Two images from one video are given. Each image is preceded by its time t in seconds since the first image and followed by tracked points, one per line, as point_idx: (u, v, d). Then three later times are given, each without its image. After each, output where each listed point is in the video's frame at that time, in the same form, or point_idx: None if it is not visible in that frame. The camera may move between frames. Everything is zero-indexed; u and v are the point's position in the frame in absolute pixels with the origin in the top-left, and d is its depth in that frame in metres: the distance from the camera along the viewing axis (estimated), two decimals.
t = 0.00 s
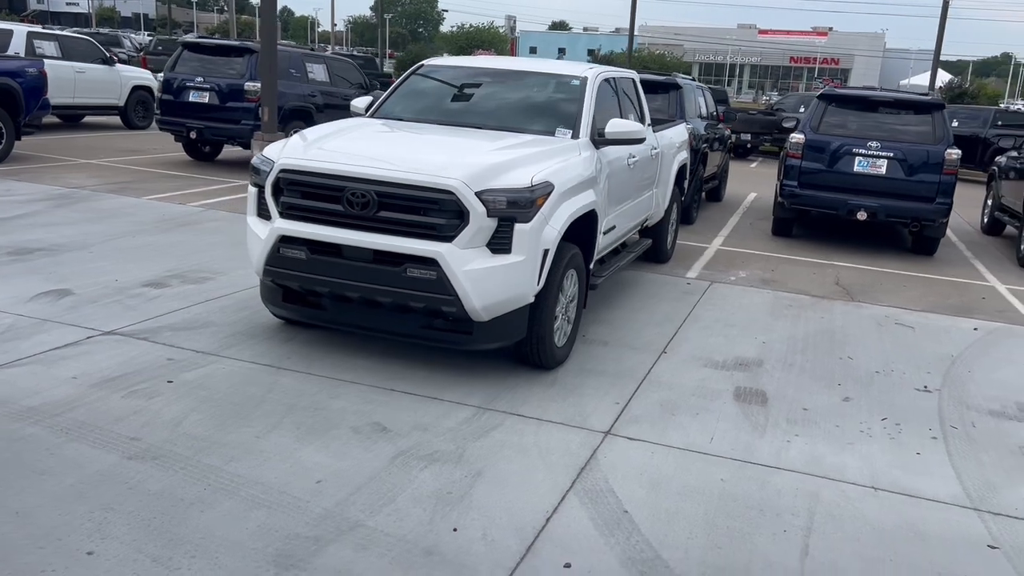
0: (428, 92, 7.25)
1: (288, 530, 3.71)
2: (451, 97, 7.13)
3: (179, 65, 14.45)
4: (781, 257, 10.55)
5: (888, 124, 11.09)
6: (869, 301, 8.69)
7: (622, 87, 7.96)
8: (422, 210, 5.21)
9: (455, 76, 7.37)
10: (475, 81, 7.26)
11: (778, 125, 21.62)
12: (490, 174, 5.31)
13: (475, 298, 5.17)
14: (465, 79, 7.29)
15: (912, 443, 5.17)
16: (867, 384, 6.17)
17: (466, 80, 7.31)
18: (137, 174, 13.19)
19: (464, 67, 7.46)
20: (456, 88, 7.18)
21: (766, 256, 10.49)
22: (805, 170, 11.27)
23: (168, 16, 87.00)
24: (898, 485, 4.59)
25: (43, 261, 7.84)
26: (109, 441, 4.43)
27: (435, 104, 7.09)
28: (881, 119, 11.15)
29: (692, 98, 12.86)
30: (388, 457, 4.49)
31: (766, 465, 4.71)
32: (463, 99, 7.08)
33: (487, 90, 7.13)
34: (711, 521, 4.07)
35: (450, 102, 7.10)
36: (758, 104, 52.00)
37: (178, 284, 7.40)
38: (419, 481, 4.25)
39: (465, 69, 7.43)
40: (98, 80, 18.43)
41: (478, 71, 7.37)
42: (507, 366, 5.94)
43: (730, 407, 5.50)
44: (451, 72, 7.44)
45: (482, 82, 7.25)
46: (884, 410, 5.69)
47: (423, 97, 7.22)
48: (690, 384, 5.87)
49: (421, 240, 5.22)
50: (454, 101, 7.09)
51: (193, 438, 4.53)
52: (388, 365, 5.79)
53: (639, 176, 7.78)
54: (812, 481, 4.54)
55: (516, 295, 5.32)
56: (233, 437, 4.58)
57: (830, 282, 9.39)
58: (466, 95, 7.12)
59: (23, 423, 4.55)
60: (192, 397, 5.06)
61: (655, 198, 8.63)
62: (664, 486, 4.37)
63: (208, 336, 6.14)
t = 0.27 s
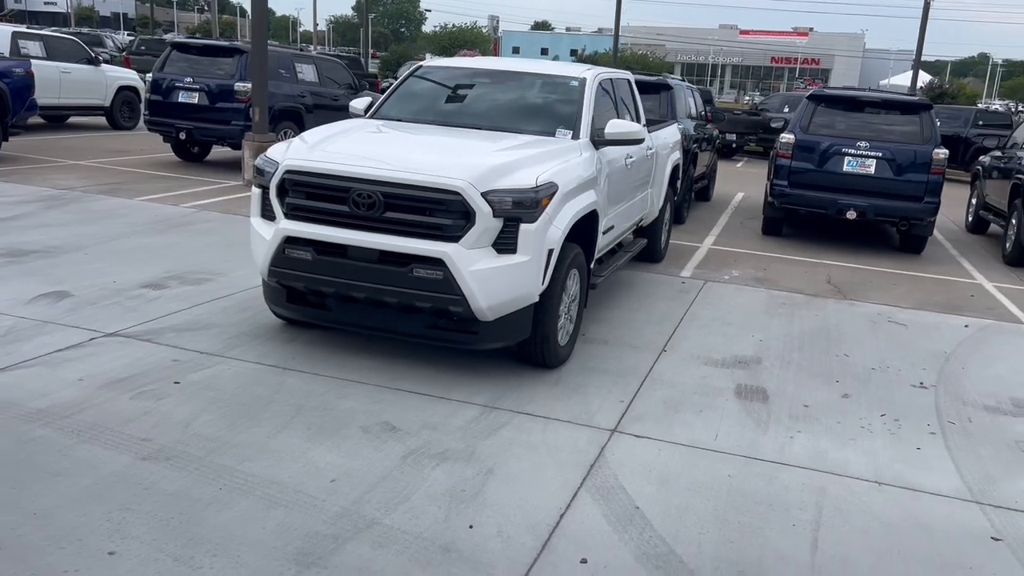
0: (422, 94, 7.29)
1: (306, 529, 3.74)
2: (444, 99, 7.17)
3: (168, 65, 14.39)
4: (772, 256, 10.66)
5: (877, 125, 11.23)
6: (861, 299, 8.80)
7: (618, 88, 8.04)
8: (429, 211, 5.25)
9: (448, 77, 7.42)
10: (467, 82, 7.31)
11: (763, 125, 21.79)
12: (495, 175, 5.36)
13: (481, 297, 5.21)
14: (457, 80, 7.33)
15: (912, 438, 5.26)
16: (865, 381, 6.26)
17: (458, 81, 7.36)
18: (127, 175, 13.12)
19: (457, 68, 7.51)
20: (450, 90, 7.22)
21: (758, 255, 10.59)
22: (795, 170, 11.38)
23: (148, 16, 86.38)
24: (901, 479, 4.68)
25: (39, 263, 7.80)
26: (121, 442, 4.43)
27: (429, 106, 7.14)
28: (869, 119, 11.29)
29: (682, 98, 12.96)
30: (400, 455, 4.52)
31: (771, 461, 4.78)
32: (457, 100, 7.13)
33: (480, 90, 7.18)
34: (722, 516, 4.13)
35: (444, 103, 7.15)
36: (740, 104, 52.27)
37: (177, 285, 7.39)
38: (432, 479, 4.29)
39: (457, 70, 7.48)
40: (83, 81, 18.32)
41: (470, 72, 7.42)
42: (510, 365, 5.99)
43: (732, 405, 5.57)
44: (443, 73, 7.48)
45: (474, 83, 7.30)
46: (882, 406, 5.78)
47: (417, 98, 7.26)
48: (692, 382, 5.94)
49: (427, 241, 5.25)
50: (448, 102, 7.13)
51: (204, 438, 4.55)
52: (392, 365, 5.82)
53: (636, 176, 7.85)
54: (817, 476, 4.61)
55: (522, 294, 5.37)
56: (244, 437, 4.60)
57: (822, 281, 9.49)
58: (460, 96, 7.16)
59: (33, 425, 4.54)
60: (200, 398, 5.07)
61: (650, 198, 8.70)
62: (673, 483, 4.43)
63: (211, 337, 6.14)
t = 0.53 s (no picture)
0: (416, 96, 7.36)
1: (321, 526, 3.81)
2: (438, 101, 7.24)
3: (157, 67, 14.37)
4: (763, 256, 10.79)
5: (864, 126, 11.39)
6: (851, 298, 8.94)
7: (612, 90, 8.14)
8: (432, 212, 5.33)
9: (441, 79, 7.49)
10: (461, 84, 7.39)
11: (748, 126, 21.98)
12: (498, 177, 5.43)
13: (485, 298, 5.28)
14: (451, 83, 7.41)
15: (907, 433, 5.38)
16: (859, 378, 6.38)
17: (452, 83, 7.43)
18: (118, 177, 13.10)
19: (450, 71, 7.59)
20: (443, 92, 7.30)
21: (748, 255, 10.72)
22: (784, 171, 11.52)
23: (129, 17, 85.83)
24: (898, 473, 4.79)
25: (36, 265, 7.81)
26: (133, 442, 4.48)
27: (423, 109, 7.21)
28: (856, 120, 11.45)
29: (671, 100, 13.07)
30: (408, 453, 4.59)
31: (771, 456, 4.88)
32: (450, 103, 7.20)
33: (473, 92, 7.26)
34: (726, 510, 4.23)
35: (438, 105, 7.22)
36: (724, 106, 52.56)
37: (176, 287, 7.42)
38: (441, 476, 4.36)
39: (451, 73, 7.55)
40: (70, 82, 18.26)
41: (463, 75, 7.50)
42: (511, 364, 6.07)
43: (730, 402, 5.68)
44: (436, 76, 7.56)
45: (467, 85, 7.38)
46: (877, 403, 5.90)
47: (411, 101, 7.33)
48: (690, 380, 6.04)
49: (431, 242, 5.33)
50: (442, 105, 7.20)
51: (215, 438, 4.60)
52: (395, 365, 5.89)
53: (630, 177, 7.95)
54: (817, 472, 4.72)
55: (524, 295, 5.45)
56: (254, 436, 4.66)
57: (812, 280, 9.63)
58: (454, 99, 7.24)
59: (43, 426, 4.58)
60: (207, 398, 5.12)
61: (644, 199, 8.80)
62: (677, 478, 4.52)
63: (213, 338, 6.18)
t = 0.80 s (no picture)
0: (411, 103, 7.46)
1: (336, 526, 3.90)
2: (433, 108, 7.35)
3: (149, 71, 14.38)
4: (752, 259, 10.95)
5: (851, 131, 11.57)
6: (840, 301, 9.10)
7: (606, 97, 8.27)
8: (435, 219, 5.43)
9: (435, 86, 7.60)
10: (455, 91, 7.50)
11: (734, 129, 22.19)
12: (500, 184, 5.54)
13: (487, 302, 5.39)
14: (445, 89, 7.52)
15: (899, 433, 5.53)
16: (851, 379, 6.53)
17: (446, 90, 7.54)
18: (110, 182, 13.12)
19: (445, 77, 7.70)
20: (438, 99, 7.41)
21: (739, 258, 10.87)
22: (772, 175, 11.68)
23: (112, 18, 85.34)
24: (892, 472, 4.93)
25: (35, 271, 7.85)
26: (145, 446, 4.56)
27: (419, 115, 7.31)
28: (843, 125, 11.63)
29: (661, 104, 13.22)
30: (416, 455, 4.69)
31: (769, 456, 5.01)
32: (445, 109, 7.31)
33: (467, 99, 7.38)
34: (727, 508, 4.35)
35: (433, 112, 7.32)
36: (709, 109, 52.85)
37: (176, 292, 7.48)
38: (450, 478, 4.47)
39: (446, 80, 7.66)
40: (59, 86, 18.23)
41: (457, 81, 7.61)
42: (511, 367, 6.17)
43: (727, 403, 5.81)
44: (430, 83, 7.67)
45: (460, 92, 7.49)
46: (869, 403, 6.05)
47: (407, 108, 7.43)
48: (687, 382, 6.16)
49: (435, 248, 5.43)
50: (437, 111, 7.31)
51: (226, 442, 4.68)
52: (397, 368, 5.98)
53: (624, 182, 8.08)
54: (813, 470, 4.85)
55: (526, 299, 5.56)
56: (264, 440, 4.74)
57: (802, 283, 9.78)
58: (448, 105, 7.35)
59: (56, 431, 4.65)
60: (215, 402, 5.20)
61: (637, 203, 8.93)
62: (679, 478, 4.64)
63: (217, 343, 6.26)
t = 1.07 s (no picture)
0: (409, 112, 7.53)
1: (356, 533, 3.96)
2: (432, 116, 7.42)
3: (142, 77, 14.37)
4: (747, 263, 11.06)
5: (843, 137, 11.71)
6: (835, 305, 9.21)
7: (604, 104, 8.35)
8: (444, 228, 5.50)
9: (432, 95, 7.67)
10: (452, 99, 7.58)
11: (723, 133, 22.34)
12: (507, 193, 5.61)
13: (495, 310, 5.46)
14: (441, 98, 7.59)
15: (899, 437, 5.63)
16: (850, 384, 6.63)
17: (443, 98, 7.61)
18: (105, 188, 13.10)
19: (443, 86, 7.77)
20: (436, 107, 7.48)
21: (733, 263, 10.98)
22: (766, 180, 11.81)
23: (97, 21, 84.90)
24: (895, 475, 5.03)
25: (37, 279, 7.86)
26: (161, 455, 4.61)
27: (418, 124, 7.38)
28: (836, 131, 11.76)
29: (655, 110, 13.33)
30: (429, 462, 4.76)
31: (774, 461, 5.10)
32: (443, 117, 7.38)
33: (463, 107, 7.46)
34: (737, 513, 4.43)
35: (431, 120, 7.39)
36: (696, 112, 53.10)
37: (180, 300, 7.51)
38: (464, 484, 4.53)
39: (443, 89, 7.73)
40: (50, 91, 18.17)
41: (454, 89, 7.69)
42: (517, 374, 6.24)
43: (730, 409, 5.89)
44: (427, 92, 7.74)
45: (457, 100, 7.57)
46: (869, 408, 6.15)
47: (405, 117, 7.50)
48: (690, 387, 6.25)
49: (443, 257, 5.49)
50: (435, 120, 7.38)
51: (240, 450, 4.73)
52: (404, 376, 6.04)
53: (623, 189, 8.17)
54: (818, 475, 4.94)
55: (532, 306, 5.63)
56: (277, 448, 4.79)
57: (797, 288, 9.90)
58: (446, 113, 7.43)
59: (71, 441, 4.69)
60: (227, 411, 5.24)
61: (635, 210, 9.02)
62: (688, 483, 4.73)
63: (224, 351, 6.30)
